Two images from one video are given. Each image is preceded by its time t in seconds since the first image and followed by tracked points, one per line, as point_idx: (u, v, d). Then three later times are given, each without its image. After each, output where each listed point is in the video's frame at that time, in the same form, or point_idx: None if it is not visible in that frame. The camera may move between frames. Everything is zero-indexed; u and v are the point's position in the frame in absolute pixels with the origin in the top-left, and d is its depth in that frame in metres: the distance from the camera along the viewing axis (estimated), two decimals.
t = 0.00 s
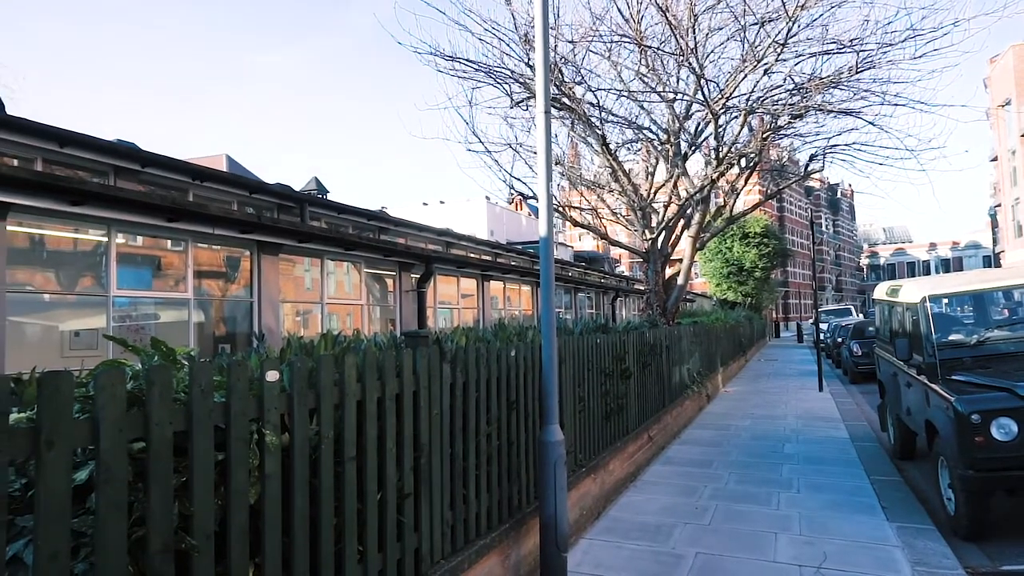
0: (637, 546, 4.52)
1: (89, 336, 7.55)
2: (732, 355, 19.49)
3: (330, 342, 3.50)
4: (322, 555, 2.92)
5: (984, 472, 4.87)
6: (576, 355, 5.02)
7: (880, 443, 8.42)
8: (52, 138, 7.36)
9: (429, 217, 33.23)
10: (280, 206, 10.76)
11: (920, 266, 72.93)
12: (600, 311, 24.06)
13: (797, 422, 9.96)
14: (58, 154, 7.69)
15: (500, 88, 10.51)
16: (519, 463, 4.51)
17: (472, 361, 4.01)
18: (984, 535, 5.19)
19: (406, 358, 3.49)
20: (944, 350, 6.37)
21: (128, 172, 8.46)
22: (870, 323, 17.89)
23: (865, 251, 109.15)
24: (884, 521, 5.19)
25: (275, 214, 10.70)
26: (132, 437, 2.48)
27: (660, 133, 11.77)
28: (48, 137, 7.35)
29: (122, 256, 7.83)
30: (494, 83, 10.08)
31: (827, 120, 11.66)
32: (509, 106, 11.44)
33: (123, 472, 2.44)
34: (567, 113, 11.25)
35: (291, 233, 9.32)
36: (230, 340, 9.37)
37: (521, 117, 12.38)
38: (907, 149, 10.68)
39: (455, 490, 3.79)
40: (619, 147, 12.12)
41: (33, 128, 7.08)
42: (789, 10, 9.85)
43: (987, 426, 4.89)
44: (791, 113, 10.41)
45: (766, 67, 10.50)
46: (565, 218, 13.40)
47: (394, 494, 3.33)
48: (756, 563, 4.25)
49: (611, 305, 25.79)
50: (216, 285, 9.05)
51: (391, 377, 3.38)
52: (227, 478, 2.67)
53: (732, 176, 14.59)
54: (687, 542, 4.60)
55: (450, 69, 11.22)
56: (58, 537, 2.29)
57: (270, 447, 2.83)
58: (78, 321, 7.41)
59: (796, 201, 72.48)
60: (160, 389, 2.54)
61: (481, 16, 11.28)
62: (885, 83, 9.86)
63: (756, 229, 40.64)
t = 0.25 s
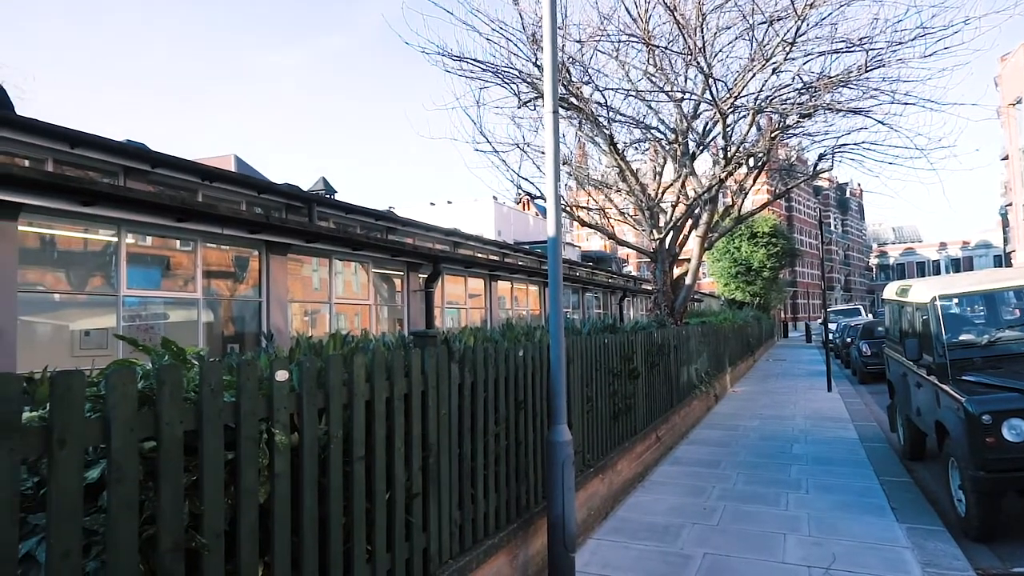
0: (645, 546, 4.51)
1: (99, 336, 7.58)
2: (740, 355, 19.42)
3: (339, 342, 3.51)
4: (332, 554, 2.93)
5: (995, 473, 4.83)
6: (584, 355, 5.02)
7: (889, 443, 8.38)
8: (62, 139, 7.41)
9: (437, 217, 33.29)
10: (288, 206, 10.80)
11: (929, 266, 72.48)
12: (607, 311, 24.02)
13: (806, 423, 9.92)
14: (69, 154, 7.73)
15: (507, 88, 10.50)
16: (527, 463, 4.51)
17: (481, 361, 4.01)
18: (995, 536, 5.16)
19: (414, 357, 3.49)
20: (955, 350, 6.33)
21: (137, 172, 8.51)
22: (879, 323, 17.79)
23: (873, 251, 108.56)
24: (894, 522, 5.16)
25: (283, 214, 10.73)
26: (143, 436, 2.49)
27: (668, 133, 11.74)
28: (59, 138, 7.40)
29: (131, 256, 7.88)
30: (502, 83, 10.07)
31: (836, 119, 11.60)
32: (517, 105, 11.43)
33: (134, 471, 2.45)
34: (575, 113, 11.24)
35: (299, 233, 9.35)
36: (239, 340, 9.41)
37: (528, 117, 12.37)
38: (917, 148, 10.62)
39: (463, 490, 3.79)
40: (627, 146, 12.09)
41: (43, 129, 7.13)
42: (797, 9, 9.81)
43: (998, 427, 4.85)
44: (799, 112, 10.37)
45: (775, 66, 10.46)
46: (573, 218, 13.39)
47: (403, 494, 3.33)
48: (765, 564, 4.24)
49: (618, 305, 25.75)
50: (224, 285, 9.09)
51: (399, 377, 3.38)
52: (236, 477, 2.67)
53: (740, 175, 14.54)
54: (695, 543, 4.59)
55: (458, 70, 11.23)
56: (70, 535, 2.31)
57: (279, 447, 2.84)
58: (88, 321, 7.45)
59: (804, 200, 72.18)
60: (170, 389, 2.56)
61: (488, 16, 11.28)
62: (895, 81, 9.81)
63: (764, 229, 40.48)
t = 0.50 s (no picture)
0: (654, 548, 4.50)
1: (111, 335, 7.62)
2: (749, 356, 19.34)
3: (349, 342, 3.52)
4: (341, 553, 2.94)
5: (1007, 476, 4.79)
6: (593, 356, 5.01)
7: (900, 445, 8.32)
8: (74, 140, 7.46)
9: (445, 218, 33.35)
10: (298, 207, 10.84)
11: (940, 266, 71.96)
12: (616, 312, 23.98)
13: (816, 424, 9.87)
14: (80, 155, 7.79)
15: (516, 89, 10.50)
16: (536, 463, 4.51)
17: (490, 361, 4.01)
18: (1007, 540, 5.12)
19: (424, 358, 3.49)
20: (967, 352, 6.29)
21: (148, 173, 8.56)
22: (890, 325, 17.67)
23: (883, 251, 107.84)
24: (905, 525, 5.13)
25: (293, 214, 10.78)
26: (155, 435, 2.50)
27: (677, 133, 11.72)
28: (71, 139, 7.46)
29: (142, 256, 7.92)
30: (511, 83, 10.07)
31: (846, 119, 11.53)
32: (525, 106, 11.44)
33: (146, 469, 2.47)
34: (584, 113, 11.23)
35: (308, 233, 9.39)
36: (248, 340, 9.45)
37: (537, 117, 12.37)
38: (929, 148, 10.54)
39: (472, 491, 3.79)
40: (635, 147, 12.07)
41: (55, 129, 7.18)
42: (807, 9, 9.77)
43: (1010, 429, 4.81)
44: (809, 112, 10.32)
45: (784, 66, 10.42)
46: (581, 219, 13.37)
47: (412, 494, 3.34)
48: (775, 566, 4.22)
49: (627, 306, 25.71)
50: (234, 286, 9.13)
51: (409, 377, 3.39)
52: (248, 477, 2.68)
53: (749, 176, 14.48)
54: (704, 544, 4.58)
55: (467, 70, 11.24)
56: (83, 534, 2.32)
57: (290, 446, 2.85)
58: (100, 320, 7.49)
59: (813, 201, 71.83)
60: (182, 388, 2.57)
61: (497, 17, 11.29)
62: (906, 81, 9.75)
63: (774, 229, 40.31)
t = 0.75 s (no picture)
0: (666, 549, 4.49)
1: (124, 336, 7.68)
2: (760, 356, 19.26)
3: (361, 342, 3.53)
4: (354, 553, 2.95)
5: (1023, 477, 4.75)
6: (604, 356, 5.01)
7: (914, 447, 8.25)
8: (88, 142, 7.53)
9: (455, 218, 33.39)
10: (309, 208, 10.88)
11: (952, 266, 71.35)
12: (626, 312, 23.93)
13: (828, 425, 9.80)
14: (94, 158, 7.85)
15: (526, 89, 10.49)
16: (547, 464, 4.50)
17: (501, 362, 4.01)
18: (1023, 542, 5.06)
19: (435, 358, 3.50)
20: (981, 352, 6.24)
21: (161, 175, 8.62)
22: (903, 325, 17.54)
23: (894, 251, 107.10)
24: (918, 526, 5.09)
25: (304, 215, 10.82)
26: (170, 435, 2.52)
27: (687, 133, 11.68)
28: (85, 142, 7.53)
29: (155, 258, 7.98)
30: (521, 84, 10.08)
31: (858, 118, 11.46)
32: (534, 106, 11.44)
33: (161, 469, 2.48)
34: (594, 113, 11.21)
35: (319, 234, 9.42)
36: (260, 340, 9.49)
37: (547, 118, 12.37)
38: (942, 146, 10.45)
39: (483, 491, 3.79)
40: (645, 147, 12.04)
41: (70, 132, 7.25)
42: (819, 7, 9.72)
43: None
44: (821, 111, 10.27)
45: (795, 65, 10.37)
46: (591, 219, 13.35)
47: (424, 495, 3.34)
48: (787, 567, 4.19)
49: (638, 306, 25.63)
50: (245, 286, 9.18)
51: (421, 377, 3.39)
52: (261, 477, 2.70)
53: (760, 175, 14.41)
54: (716, 546, 4.55)
55: (477, 71, 11.26)
56: (99, 533, 2.34)
57: (303, 447, 2.86)
58: (113, 321, 7.55)
59: (824, 201, 71.44)
60: (197, 389, 2.58)
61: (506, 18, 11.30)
62: (918, 79, 9.67)
63: (785, 229, 40.10)
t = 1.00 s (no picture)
0: (683, 550, 4.46)
1: (143, 337, 7.77)
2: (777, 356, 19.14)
3: (379, 342, 3.55)
4: (372, 553, 2.96)
5: None
6: (620, 357, 4.99)
7: (934, 448, 8.16)
8: (107, 146, 7.62)
9: (469, 219, 33.46)
10: (324, 210, 10.95)
11: (971, 266, 70.47)
12: (641, 313, 23.87)
13: (846, 426, 9.72)
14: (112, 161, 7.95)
15: (540, 90, 10.50)
16: (563, 465, 4.50)
17: (517, 362, 4.01)
18: None
19: (452, 359, 3.50)
20: (1002, 352, 6.15)
21: (178, 178, 8.71)
22: (922, 325, 17.34)
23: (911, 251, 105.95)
24: (939, 529, 5.03)
25: (320, 217, 10.89)
26: (191, 436, 2.54)
27: (702, 132, 11.64)
28: (104, 145, 7.63)
29: (173, 260, 8.06)
30: (535, 85, 10.08)
31: (875, 116, 11.34)
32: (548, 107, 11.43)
33: (182, 469, 2.51)
34: (608, 114, 11.19)
35: (334, 236, 9.48)
36: (276, 341, 9.56)
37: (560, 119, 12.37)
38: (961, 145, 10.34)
39: (500, 492, 3.79)
40: (660, 147, 12.01)
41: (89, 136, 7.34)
42: (835, 5, 9.64)
43: None
44: (838, 109, 10.19)
45: (811, 64, 10.30)
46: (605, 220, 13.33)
47: (441, 495, 3.35)
48: (806, 570, 4.16)
49: (653, 307, 25.54)
50: (262, 288, 9.25)
51: (437, 378, 3.40)
52: (281, 477, 2.71)
53: (776, 174, 14.31)
54: (733, 547, 4.52)
55: (490, 73, 11.26)
56: (122, 532, 2.37)
57: (321, 447, 2.87)
58: (133, 323, 7.63)
59: (840, 200, 70.82)
60: (216, 389, 2.60)
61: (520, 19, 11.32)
62: (937, 77, 9.57)
63: (800, 229, 39.81)
